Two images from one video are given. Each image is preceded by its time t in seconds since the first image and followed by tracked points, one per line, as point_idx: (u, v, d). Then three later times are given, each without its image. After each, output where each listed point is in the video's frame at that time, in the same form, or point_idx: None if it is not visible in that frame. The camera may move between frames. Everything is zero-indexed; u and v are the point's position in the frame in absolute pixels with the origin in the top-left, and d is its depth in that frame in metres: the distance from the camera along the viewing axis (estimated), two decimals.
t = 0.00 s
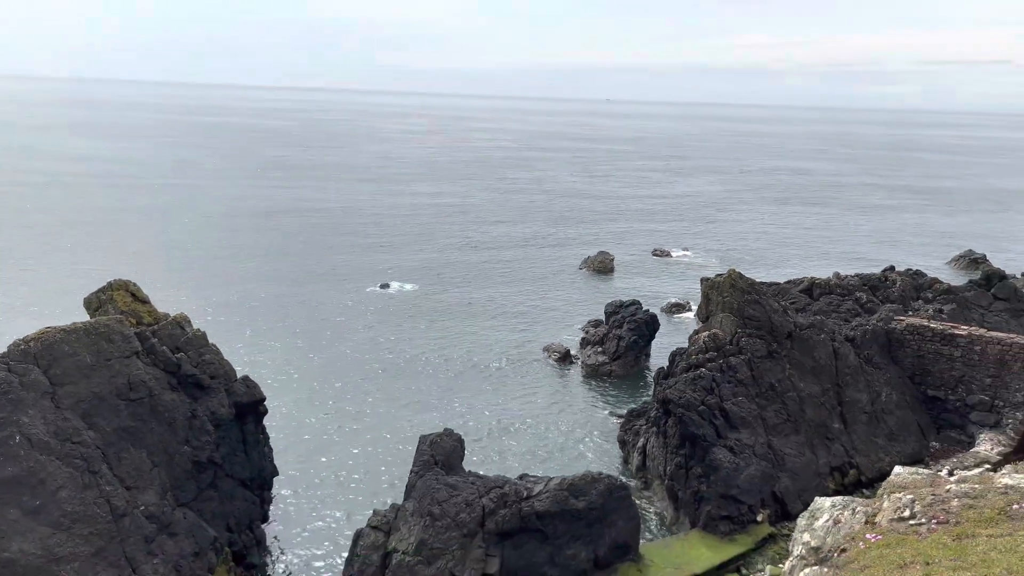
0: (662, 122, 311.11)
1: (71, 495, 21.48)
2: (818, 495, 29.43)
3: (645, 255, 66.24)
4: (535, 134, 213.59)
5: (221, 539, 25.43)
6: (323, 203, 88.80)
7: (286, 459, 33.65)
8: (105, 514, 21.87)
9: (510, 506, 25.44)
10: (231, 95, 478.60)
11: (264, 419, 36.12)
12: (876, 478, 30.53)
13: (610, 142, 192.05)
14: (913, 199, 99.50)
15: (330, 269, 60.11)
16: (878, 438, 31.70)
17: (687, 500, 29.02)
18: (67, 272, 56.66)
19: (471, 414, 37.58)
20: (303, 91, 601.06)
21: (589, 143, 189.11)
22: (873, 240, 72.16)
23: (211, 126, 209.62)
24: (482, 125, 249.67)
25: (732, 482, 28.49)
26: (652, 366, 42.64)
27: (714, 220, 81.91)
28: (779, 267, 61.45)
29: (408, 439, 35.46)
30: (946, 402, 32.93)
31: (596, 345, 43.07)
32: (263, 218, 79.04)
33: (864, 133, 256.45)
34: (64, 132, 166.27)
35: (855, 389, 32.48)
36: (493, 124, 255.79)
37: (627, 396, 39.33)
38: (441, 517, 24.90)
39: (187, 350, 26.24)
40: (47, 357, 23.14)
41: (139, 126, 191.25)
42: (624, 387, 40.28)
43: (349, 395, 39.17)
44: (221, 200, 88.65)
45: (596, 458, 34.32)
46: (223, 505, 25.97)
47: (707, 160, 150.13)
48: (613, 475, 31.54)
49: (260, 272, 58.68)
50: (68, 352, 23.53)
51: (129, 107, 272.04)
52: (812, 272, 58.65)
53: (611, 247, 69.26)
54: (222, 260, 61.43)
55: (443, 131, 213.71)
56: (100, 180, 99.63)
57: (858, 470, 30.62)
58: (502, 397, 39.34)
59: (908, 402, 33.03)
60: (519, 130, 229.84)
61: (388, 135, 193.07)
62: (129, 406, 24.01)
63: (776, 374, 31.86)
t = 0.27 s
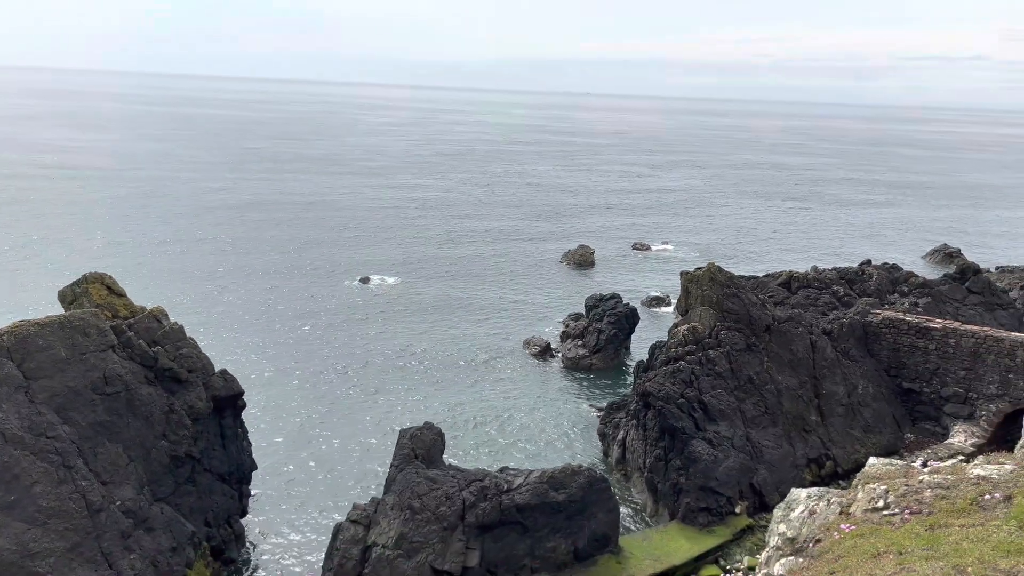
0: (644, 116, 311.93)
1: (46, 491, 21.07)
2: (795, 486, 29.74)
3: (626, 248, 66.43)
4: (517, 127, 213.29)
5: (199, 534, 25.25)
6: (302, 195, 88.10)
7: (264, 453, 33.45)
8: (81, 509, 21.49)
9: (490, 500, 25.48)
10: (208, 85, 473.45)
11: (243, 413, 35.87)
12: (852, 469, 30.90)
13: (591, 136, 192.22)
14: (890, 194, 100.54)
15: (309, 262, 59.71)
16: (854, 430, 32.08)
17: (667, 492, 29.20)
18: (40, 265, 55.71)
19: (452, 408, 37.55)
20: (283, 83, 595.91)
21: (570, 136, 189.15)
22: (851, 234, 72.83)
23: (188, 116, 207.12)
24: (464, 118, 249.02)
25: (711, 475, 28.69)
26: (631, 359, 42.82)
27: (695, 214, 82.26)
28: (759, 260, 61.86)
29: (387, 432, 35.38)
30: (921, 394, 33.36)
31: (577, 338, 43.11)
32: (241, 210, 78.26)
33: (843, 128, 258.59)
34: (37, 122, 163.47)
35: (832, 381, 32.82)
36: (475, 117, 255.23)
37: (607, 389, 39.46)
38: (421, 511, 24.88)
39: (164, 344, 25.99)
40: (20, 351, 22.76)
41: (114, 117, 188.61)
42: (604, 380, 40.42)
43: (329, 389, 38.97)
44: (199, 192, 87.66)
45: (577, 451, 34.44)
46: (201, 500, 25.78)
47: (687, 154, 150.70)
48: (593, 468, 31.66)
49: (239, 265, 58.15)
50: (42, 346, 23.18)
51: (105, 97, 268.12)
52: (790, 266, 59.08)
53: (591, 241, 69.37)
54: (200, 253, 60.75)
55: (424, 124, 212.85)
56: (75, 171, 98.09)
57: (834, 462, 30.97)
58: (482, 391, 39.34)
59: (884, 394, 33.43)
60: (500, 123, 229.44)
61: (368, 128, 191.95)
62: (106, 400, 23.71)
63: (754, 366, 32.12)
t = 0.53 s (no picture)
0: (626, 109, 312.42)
1: (21, 487, 20.79)
2: (774, 479, 30.02)
3: (607, 242, 66.62)
4: (500, 121, 213.04)
5: (178, 529, 25.05)
6: (282, 188, 87.49)
7: (244, 448, 33.26)
8: (58, 504, 21.23)
9: (472, 493, 25.50)
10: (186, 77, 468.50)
11: (222, 407, 35.65)
12: (830, 462, 31.24)
13: (573, 130, 192.40)
14: (868, 189, 101.55)
15: (290, 256, 59.33)
16: (832, 423, 32.42)
17: (647, 485, 29.38)
18: (15, 258, 54.89)
19: (433, 402, 37.48)
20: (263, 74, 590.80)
21: (552, 130, 189.23)
22: (830, 229, 73.54)
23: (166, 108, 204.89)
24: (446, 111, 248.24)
25: (691, 467, 28.89)
26: (612, 353, 42.96)
27: (676, 209, 82.65)
28: (739, 255, 62.29)
29: (368, 426, 35.30)
30: (897, 387, 33.78)
31: (558, 332, 43.14)
32: (221, 203, 77.60)
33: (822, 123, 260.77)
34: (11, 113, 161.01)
35: (810, 374, 33.14)
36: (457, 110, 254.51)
37: (588, 383, 39.60)
38: (402, 505, 24.85)
39: (142, 338, 25.75)
40: None
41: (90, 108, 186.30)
42: (585, 374, 40.51)
43: (310, 383, 38.77)
44: (177, 184, 86.78)
45: (559, 445, 34.54)
46: (180, 495, 25.61)
47: (668, 149, 151.31)
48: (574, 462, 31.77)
49: (218, 258, 57.67)
50: (17, 341, 22.85)
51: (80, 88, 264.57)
52: (770, 261, 59.54)
53: (573, 235, 69.47)
54: (179, 246, 60.17)
55: (407, 117, 211.92)
56: (50, 163, 96.70)
57: (812, 454, 31.30)
58: (463, 385, 39.35)
59: (862, 387, 33.80)
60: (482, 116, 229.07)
61: (349, 121, 190.88)
62: (82, 395, 23.44)
63: (733, 360, 32.38)
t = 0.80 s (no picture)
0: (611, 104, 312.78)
1: None
2: (756, 472, 30.24)
3: (591, 237, 66.75)
4: (484, 115, 212.63)
5: (159, 524, 24.84)
6: (265, 182, 86.94)
7: (226, 443, 33.06)
8: (37, 500, 20.97)
9: (456, 488, 25.50)
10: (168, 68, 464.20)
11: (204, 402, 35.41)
12: (811, 455, 31.50)
13: (558, 124, 192.49)
14: (850, 184, 102.34)
15: (273, 249, 58.97)
16: (814, 416, 32.70)
17: (631, 478, 29.50)
18: None
19: (417, 397, 37.40)
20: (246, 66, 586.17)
21: (537, 124, 189.24)
22: (811, 223, 74.11)
23: (147, 100, 202.98)
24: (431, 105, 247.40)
25: (674, 461, 29.04)
26: (596, 347, 43.07)
27: (660, 203, 82.92)
28: (722, 249, 62.64)
29: (352, 421, 35.19)
30: (878, 380, 34.10)
31: (542, 327, 43.16)
32: (203, 196, 77.02)
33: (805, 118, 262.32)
34: None
35: (793, 368, 33.38)
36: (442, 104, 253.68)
37: (572, 377, 39.70)
38: (386, 500, 24.82)
39: (122, 333, 25.50)
40: None
41: (70, 100, 184.28)
42: (569, 369, 40.59)
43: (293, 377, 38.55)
44: (158, 177, 86.01)
45: (543, 439, 34.59)
46: (162, 490, 25.39)
47: (652, 143, 151.68)
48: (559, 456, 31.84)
49: (201, 252, 57.27)
50: None
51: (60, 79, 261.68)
52: (752, 255, 59.89)
53: (557, 229, 69.53)
54: (160, 239, 59.66)
55: (391, 110, 211.04)
56: (28, 155, 95.49)
57: (794, 448, 31.55)
58: (447, 379, 39.29)
59: (843, 381, 34.09)
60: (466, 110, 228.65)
61: (333, 114, 189.96)
62: (62, 390, 23.17)
63: (716, 354, 32.56)
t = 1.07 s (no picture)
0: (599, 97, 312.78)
1: None
2: (742, 464, 30.42)
3: (579, 230, 66.79)
4: (473, 107, 211.99)
5: (146, 518, 24.67)
6: (251, 174, 86.45)
7: (212, 437, 32.84)
8: (22, 494, 20.81)
9: (443, 481, 25.48)
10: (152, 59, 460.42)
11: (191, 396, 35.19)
12: (797, 448, 31.72)
13: (546, 117, 192.35)
14: (835, 178, 102.92)
15: (259, 242, 58.64)
16: (800, 409, 32.91)
17: (618, 471, 29.59)
18: None
19: (404, 390, 37.30)
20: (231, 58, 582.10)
21: (525, 117, 189.09)
22: (798, 217, 74.48)
23: (132, 91, 201.30)
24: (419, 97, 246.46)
25: (661, 453, 29.17)
26: (584, 340, 43.14)
27: (647, 196, 83.05)
28: (709, 243, 62.84)
29: (339, 414, 35.10)
30: (863, 373, 34.35)
31: (530, 320, 43.16)
32: (188, 188, 76.42)
33: (793, 113, 263.21)
34: None
35: (779, 361, 33.57)
36: (430, 96, 252.73)
37: (559, 370, 39.75)
38: (373, 493, 24.76)
39: (107, 327, 25.30)
40: None
41: (53, 91, 182.63)
42: (557, 361, 40.64)
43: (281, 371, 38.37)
44: (143, 169, 85.30)
45: (530, 432, 34.63)
46: (148, 484, 25.23)
47: (640, 137, 151.92)
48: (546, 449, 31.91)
49: (186, 244, 56.87)
50: None
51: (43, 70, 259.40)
52: (739, 249, 60.10)
53: (545, 222, 69.50)
54: (145, 232, 59.18)
55: (378, 103, 210.10)
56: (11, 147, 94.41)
57: (780, 440, 31.76)
58: (435, 372, 39.25)
59: (829, 374, 34.32)
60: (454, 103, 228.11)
61: (319, 106, 189.00)
62: (46, 383, 22.92)
63: (703, 347, 32.70)
